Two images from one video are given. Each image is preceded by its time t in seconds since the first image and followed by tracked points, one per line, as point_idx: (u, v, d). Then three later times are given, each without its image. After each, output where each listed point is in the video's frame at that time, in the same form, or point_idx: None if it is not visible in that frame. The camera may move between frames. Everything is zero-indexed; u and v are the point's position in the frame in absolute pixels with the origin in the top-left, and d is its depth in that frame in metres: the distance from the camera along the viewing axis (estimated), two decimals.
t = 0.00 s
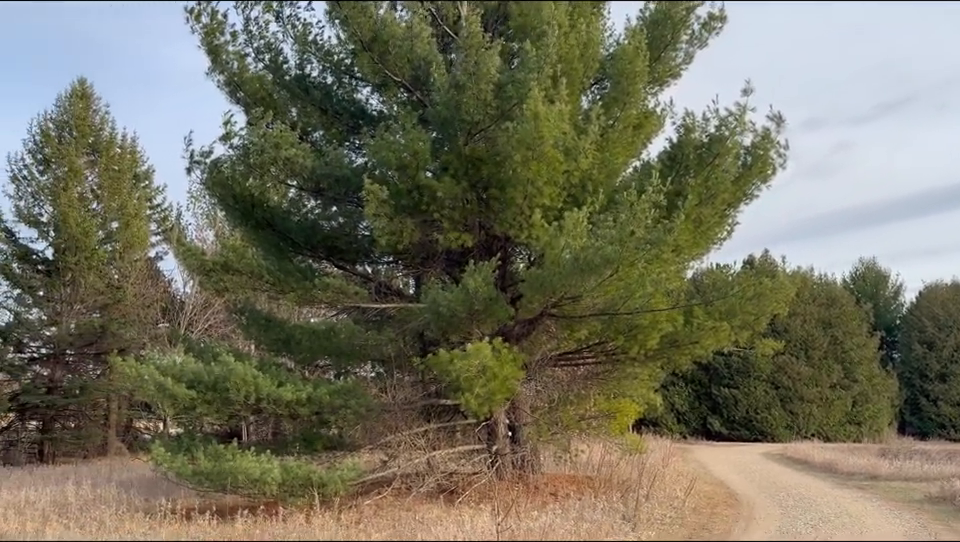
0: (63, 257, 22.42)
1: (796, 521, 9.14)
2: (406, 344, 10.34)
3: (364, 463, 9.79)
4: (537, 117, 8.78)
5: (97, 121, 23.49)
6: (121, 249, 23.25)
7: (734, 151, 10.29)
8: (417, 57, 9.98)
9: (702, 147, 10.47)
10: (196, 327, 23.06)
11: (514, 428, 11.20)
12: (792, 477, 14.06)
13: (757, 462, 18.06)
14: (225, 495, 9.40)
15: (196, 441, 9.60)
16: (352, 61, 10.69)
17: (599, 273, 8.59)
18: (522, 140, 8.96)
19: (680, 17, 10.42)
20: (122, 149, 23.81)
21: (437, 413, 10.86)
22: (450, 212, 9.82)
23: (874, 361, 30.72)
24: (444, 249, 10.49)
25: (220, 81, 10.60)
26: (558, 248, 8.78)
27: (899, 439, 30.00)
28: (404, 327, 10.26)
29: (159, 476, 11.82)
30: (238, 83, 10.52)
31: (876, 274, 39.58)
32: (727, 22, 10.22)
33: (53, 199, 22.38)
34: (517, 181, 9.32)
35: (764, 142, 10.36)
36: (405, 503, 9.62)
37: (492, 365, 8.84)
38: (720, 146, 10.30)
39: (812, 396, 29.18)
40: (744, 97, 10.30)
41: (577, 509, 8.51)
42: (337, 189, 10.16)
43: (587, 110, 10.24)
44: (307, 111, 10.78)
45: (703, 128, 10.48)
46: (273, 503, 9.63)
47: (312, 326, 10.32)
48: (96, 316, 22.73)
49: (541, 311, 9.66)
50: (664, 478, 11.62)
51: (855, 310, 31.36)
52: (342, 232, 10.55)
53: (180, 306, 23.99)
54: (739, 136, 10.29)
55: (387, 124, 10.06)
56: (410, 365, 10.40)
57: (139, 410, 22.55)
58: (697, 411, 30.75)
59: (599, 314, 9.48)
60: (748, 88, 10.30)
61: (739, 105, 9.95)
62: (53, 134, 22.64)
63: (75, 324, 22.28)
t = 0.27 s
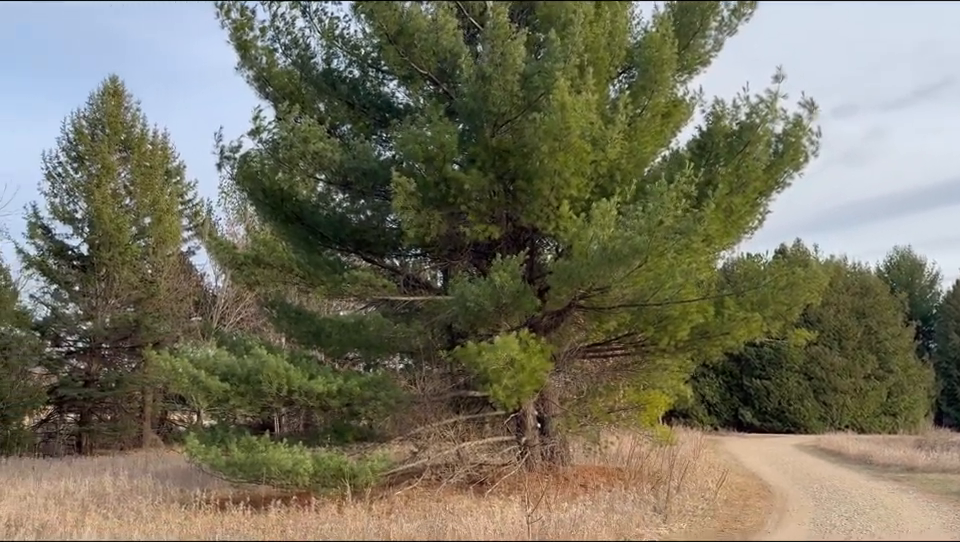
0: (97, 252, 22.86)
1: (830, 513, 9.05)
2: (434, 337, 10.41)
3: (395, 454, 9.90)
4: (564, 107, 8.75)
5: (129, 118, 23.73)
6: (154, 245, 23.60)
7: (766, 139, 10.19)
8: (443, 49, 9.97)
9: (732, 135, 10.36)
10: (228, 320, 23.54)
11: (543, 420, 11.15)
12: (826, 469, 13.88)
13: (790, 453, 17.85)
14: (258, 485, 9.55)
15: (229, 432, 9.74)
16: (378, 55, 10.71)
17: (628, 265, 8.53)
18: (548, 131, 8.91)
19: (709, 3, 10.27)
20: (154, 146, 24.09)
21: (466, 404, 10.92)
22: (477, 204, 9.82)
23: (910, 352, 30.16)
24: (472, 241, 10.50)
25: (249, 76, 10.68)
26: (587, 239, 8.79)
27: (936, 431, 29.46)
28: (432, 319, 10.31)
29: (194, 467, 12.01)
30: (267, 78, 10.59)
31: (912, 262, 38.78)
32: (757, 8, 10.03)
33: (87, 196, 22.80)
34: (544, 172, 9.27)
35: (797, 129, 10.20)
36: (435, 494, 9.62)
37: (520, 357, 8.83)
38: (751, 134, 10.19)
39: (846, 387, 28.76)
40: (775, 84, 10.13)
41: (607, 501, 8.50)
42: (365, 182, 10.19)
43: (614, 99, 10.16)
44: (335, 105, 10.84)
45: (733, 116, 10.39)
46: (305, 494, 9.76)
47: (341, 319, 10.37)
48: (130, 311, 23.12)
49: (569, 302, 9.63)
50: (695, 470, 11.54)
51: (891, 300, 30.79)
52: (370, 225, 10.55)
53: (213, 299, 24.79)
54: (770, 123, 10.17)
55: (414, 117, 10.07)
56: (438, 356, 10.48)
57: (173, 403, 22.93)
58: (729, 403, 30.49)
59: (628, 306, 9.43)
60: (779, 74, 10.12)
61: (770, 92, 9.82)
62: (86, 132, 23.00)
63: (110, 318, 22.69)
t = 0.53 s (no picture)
0: (133, 248, 23.25)
1: (869, 505, 8.90)
2: (464, 329, 10.40)
3: (427, 446, 10.00)
4: (594, 97, 8.71)
5: (163, 116, 24.15)
6: (189, 240, 23.94)
7: (800, 126, 10.03)
8: (471, 41, 9.95)
9: (766, 122, 10.19)
10: (262, 314, 23.88)
11: (574, 412, 11.16)
12: (864, 461, 13.65)
13: (827, 445, 17.57)
14: (293, 476, 9.71)
15: (265, 425, 9.88)
16: (406, 48, 10.70)
17: (659, 255, 8.47)
18: (578, 121, 8.87)
19: None
20: (187, 143, 24.42)
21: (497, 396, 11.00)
22: (507, 196, 9.77)
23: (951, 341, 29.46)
24: (502, 234, 10.49)
25: (280, 72, 10.78)
26: (618, 230, 8.62)
27: None
28: (462, 312, 10.36)
29: (231, 458, 12.19)
30: (297, 73, 10.67)
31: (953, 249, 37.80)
32: None
33: (122, 193, 23.20)
34: (574, 163, 9.21)
35: (832, 116, 10.05)
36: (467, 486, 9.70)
37: (551, 349, 8.79)
38: (785, 120, 10.04)
39: (884, 378, 28.42)
40: (809, 69, 9.96)
41: (640, 493, 8.46)
42: (395, 176, 10.19)
43: (644, 88, 10.05)
44: (364, 100, 10.89)
45: (766, 103, 10.21)
46: (339, 485, 9.88)
47: (373, 313, 10.40)
48: (166, 305, 23.51)
49: (600, 294, 9.59)
50: (729, 462, 11.43)
51: (930, 288, 30.08)
52: (400, 218, 10.61)
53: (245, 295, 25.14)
54: (805, 109, 10.02)
55: (443, 110, 10.05)
56: (469, 349, 10.41)
57: (209, 395, 23.30)
58: (763, 395, 30.04)
59: (660, 296, 9.35)
60: (814, 59, 9.95)
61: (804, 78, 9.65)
62: (121, 130, 23.44)
63: (147, 313, 23.12)
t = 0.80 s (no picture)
0: (172, 244, 23.66)
1: (912, 498, 8.73)
2: (497, 321, 10.41)
3: (461, 438, 9.98)
4: (627, 85, 8.65)
5: (198, 113, 24.52)
6: (225, 236, 24.35)
7: (839, 112, 9.84)
8: (501, 33, 9.88)
9: (803, 109, 9.99)
10: (298, 308, 24.17)
11: (609, 404, 11.06)
12: (907, 453, 13.38)
13: (868, 436, 17.26)
14: (330, 468, 9.82)
15: (301, 417, 10.00)
16: (436, 41, 10.71)
17: (694, 244, 8.38)
18: (610, 110, 8.82)
19: None
20: (222, 140, 24.76)
21: (530, 389, 10.93)
22: (538, 188, 9.73)
23: None
24: (534, 226, 10.46)
25: (312, 68, 10.86)
26: (651, 220, 8.60)
27: None
28: (495, 304, 10.35)
29: (269, 449, 12.39)
30: (329, 69, 10.74)
31: None
32: None
33: (160, 190, 23.61)
34: (606, 153, 9.14)
35: (871, 101, 9.83)
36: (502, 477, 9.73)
37: (584, 341, 8.75)
38: (823, 107, 9.84)
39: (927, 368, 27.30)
40: (848, 53, 9.73)
41: (677, 485, 8.41)
42: (426, 169, 10.19)
43: (677, 77, 9.85)
44: (395, 94, 10.91)
45: (803, 90, 9.99)
46: (375, 476, 9.97)
47: (406, 306, 10.50)
48: (204, 300, 23.91)
49: (634, 285, 9.52)
50: (767, 454, 11.29)
51: None
52: (432, 212, 10.59)
53: (281, 288, 25.23)
54: (843, 95, 9.82)
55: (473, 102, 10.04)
56: (502, 341, 10.45)
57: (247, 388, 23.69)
58: (802, 387, 29.91)
59: (695, 287, 9.26)
60: (852, 44, 9.74)
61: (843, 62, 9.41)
62: (158, 128, 23.86)
63: (186, 307, 23.56)
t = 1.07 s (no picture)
0: (210, 241, 24.05)
1: None
2: (531, 314, 10.35)
3: (496, 431, 10.04)
4: (661, 74, 8.55)
5: (234, 111, 24.89)
6: (263, 232, 24.67)
7: (880, 98, 9.63)
8: (533, 24, 9.79)
9: (843, 95, 9.85)
10: (333, 302, 24.38)
11: (645, 397, 10.97)
12: (954, 447, 13.03)
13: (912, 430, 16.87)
14: (366, 460, 9.91)
15: (338, 409, 10.09)
16: (468, 35, 10.72)
17: (733, 235, 8.25)
18: (644, 101, 8.75)
19: None
20: (257, 137, 25.06)
21: (565, 382, 10.86)
22: (571, 180, 9.66)
23: None
24: (567, 218, 10.40)
25: (344, 65, 10.90)
26: (688, 210, 8.54)
27: None
28: (529, 297, 10.29)
29: (307, 442, 12.53)
30: (361, 65, 10.76)
31: None
32: None
33: (198, 187, 23.99)
34: (640, 143, 9.06)
35: (914, 86, 9.59)
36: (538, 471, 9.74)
37: (618, 333, 8.68)
38: (863, 93, 9.69)
39: None
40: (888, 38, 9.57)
41: (715, 479, 8.31)
42: (459, 163, 10.17)
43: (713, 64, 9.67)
44: (427, 88, 10.90)
45: (843, 76, 9.86)
46: (411, 469, 10.04)
47: (440, 300, 10.47)
48: (242, 296, 24.25)
49: (670, 277, 9.42)
50: (808, 448, 11.10)
51: None
52: (465, 206, 10.55)
53: (317, 283, 25.54)
54: (884, 81, 9.62)
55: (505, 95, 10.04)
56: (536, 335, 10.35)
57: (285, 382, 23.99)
58: (843, 379, 28.99)
59: (733, 278, 9.14)
60: (894, 28, 9.53)
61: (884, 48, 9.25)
62: (195, 126, 24.23)
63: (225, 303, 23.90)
